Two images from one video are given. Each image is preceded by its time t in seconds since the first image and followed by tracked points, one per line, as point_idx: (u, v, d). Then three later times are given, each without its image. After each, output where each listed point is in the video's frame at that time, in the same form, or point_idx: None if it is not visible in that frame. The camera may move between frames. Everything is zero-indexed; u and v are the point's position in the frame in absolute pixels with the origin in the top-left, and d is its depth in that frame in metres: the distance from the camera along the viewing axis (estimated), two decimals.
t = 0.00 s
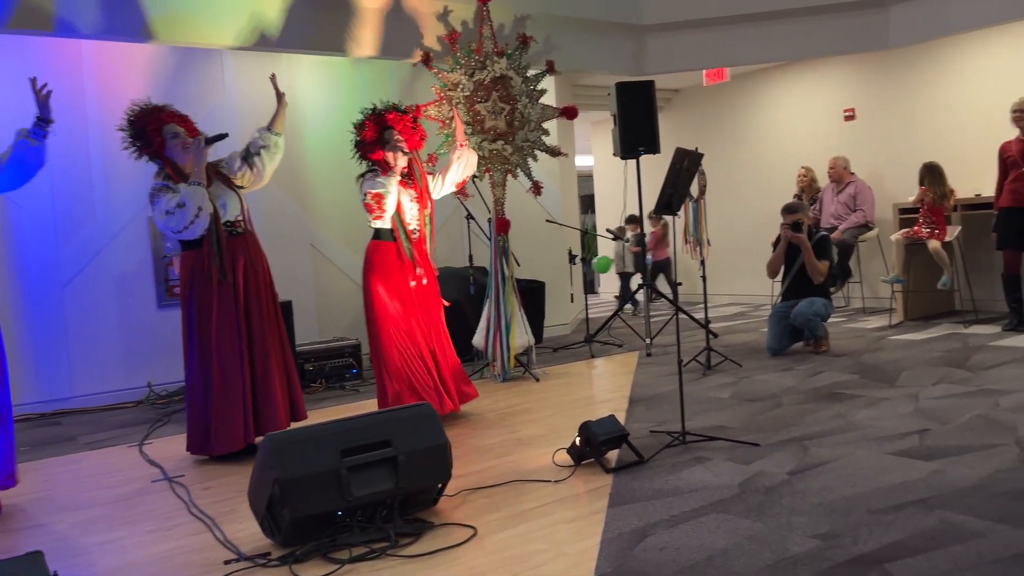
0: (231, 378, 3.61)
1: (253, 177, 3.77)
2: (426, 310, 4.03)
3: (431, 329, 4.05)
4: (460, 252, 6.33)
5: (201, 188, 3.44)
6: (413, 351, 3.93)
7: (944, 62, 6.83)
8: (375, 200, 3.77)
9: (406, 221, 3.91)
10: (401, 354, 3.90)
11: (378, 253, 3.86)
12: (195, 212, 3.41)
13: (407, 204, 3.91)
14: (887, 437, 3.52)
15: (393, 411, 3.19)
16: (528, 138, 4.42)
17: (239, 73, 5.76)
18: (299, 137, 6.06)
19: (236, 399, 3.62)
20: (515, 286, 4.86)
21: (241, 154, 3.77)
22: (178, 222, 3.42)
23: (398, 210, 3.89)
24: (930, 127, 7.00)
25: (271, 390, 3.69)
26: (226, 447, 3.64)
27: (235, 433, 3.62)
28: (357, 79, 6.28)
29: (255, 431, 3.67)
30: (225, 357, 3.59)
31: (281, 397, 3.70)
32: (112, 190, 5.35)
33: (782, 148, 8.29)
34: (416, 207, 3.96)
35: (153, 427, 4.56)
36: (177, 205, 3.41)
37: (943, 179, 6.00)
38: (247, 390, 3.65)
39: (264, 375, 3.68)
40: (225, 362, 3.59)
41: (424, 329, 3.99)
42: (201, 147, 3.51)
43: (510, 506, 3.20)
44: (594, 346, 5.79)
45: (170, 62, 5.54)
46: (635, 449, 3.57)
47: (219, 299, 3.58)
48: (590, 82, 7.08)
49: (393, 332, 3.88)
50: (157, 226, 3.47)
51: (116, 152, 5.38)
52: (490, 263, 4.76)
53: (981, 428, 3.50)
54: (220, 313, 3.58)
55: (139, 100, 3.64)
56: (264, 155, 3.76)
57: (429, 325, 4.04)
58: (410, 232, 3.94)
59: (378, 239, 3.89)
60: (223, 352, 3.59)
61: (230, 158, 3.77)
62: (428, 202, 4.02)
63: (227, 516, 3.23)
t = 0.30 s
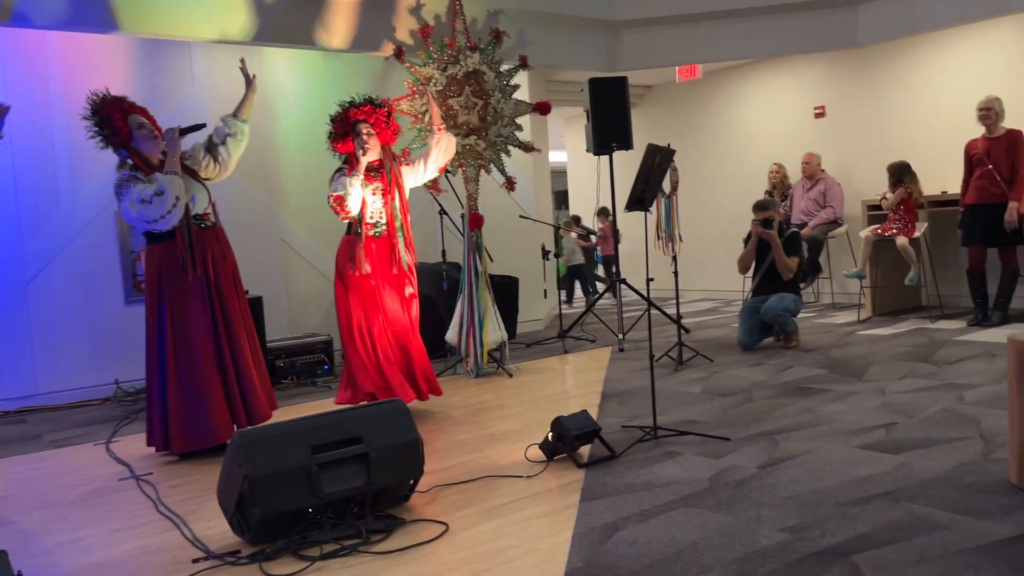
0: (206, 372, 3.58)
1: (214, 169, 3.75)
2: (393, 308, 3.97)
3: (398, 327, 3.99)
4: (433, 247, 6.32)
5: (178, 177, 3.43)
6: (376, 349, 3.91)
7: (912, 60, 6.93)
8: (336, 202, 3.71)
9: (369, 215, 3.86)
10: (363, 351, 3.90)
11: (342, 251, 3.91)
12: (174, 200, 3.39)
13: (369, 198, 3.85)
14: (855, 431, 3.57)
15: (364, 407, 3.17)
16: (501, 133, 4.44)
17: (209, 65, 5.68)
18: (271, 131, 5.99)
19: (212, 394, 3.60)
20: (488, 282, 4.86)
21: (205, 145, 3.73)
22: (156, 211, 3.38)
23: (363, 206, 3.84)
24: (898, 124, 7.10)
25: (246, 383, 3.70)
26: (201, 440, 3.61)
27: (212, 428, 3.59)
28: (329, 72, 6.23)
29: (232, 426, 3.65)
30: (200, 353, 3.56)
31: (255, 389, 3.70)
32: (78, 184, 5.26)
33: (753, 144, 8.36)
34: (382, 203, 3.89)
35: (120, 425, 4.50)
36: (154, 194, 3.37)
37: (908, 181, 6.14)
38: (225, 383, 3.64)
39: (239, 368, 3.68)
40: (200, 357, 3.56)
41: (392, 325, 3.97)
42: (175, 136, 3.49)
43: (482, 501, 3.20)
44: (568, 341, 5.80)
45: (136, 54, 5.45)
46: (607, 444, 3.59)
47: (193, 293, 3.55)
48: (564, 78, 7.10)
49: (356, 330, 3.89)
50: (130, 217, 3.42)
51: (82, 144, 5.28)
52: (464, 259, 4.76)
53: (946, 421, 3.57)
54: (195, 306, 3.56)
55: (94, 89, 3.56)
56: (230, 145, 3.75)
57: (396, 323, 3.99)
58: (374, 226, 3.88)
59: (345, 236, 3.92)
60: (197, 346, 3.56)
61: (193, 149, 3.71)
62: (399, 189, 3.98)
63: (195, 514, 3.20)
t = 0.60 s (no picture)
0: (182, 369, 3.56)
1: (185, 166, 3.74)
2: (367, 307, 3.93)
3: (372, 327, 3.96)
4: (409, 243, 6.30)
5: (160, 168, 3.43)
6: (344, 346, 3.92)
7: (885, 61, 7.02)
8: (322, 200, 3.67)
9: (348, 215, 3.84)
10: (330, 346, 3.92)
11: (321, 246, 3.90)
12: (159, 190, 3.37)
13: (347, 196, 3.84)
14: (827, 427, 3.62)
15: (338, 405, 3.15)
16: (478, 129, 4.47)
17: (181, 58, 5.62)
18: (245, 125, 5.93)
19: (192, 388, 3.61)
20: (464, 278, 4.86)
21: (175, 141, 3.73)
22: (140, 200, 3.34)
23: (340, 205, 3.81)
24: (870, 123, 7.18)
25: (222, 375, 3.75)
26: (174, 437, 3.59)
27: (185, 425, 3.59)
28: (304, 66, 6.19)
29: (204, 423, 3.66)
30: (181, 349, 3.54)
31: (227, 388, 3.73)
32: (47, 177, 5.17)
33: (728, 142, 8.41)
34: (359, 201, 3.89)
35: (90, 422, 4.44)
36: (138, 183, 3.33)
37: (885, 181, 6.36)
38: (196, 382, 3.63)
39: (211, 366, 3.69)
40: (180, 352, 3.54)
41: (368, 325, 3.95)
42: (156, 129, 3.47)
43: (457, 498, 3.20)
44: (544, 338, 5.82)
45: (106, 46, 5.37)
46: (582, 440, 3.60)
47: (174, 290, 3.53)
48: (541, 74, 7.11)
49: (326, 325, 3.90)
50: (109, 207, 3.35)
51: (50, 137, 5.19)
52: (440, 255, 4.75)
53: (915, 417, 3.63)
54: (174, 302, 3.53)
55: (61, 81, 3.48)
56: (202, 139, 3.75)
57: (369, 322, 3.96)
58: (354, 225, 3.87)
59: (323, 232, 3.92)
60: (178, 341, 3.54)
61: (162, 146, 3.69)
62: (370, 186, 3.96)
63: (167, 512, 3.17)
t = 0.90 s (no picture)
0: (150, 370, 3.53)
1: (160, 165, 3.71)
2: (345, 309, 3.92)
3: (350, 329, 3.93)
4: (385, 243, 6.28)
5: (139, 161, 3.43)
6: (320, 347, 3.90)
7: (857, 65, 7.10)
8: (301, 194, 3.62)
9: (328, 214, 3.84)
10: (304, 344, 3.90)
11: (296, 248, 3.84)
12: (138, 180, 3.37)
13: (327, 195, 3.82)
14: (797, 427, 3.66)
15: (310, 406, 3.13)
16: (454, 129, 4.45)
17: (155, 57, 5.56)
18: (218, 123, 5.88)
19: (162, 386, 3.59)
20: (440, 279, 4.86)
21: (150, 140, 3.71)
22: (118, 190, 3.31)
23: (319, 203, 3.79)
24: (843, 126, 7.25)
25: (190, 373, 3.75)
26: (139, 438, 3.57)
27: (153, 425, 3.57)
28: (278, 63, 6.14)
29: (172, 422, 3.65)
30: (152, 346, 3.53)
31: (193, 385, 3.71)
32: (15, 174, 5.09)
33: (704, 144, 8.46)
34: (337, 202, 3.88)
35: (58, 423, 4.38)
36: (117, 173, 3.31)
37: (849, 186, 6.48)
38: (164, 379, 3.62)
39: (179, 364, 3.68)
40: (152, 348, 3.53)
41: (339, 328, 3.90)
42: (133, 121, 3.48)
43: (431, 499, 3.20)
44: (519, 338, 5.83)
45: (76, 42, 5.29)
46: (556, 441, 3.62)
47: (145, 286, 3.51)
48: (518, 75, 7.13)
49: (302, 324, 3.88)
50: (85, 195, 3.29)
51: (18, 133, 5.10)
52: (415, 255, 4.75)
53: (884, 417, 3.68)
54: (144, 301, 3.50)
55: (38, 74, 3.45)
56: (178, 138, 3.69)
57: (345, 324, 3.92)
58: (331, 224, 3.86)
59: (297, 233, 3.86)
60: (149, 337, 3.52)
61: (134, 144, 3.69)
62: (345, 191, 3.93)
63: (136, 514, 3.14)
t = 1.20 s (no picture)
0: (106, 371, 3.44)
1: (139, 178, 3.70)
2: (315, 303, 3.94)
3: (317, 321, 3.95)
4: (358, 242, 6.26)
5: (94, 159, 3.35)
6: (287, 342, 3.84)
7: (826, 68, 7.19)
8: (262, 189, 3.65)
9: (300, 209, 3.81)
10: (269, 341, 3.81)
11: (268, 240, 3.74)
12: (88, 179, 3.31)
13: (300, 190, 3.80)
14: (767, 427, 3.70)
15: (282, 406, 3.10)
16: (428, 128, 4.46)
17: (124, 54, 5.46)
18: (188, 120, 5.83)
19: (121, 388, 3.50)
20: (413, 278, 4.86)
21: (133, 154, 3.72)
22: (69, 188, 3.28)
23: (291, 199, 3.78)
24: (814, 128, 7.34)
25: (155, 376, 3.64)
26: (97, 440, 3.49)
27: (104, 431, 3.48)
28: (250, 60, 6.08)
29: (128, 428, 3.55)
30: (109, 347, 3.44)
31: (154, 391, 3.60)
32: None
33: (677, 144, 8.52)
34: (311, 196, 3.86)
35: (23, 424, 4.30)
36: (67, 170, 3.27)
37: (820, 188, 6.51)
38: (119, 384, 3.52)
39: (139, 369, 3.57)
40: (109, 350, 3.44)
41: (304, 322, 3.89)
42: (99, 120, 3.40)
43: (403, 500, 3.18)
44: (493, 338, 5.83)
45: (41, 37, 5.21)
46: (528, 441, 3.62)
47: (102, 285, 3.42)
48: (492, 75, 7.14)
49: (269, 320, 3.78)
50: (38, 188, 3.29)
51: None
52: (389, 255, 4.74)
53: (852, 417, 3.73)
54: (100, 300, 3.42)
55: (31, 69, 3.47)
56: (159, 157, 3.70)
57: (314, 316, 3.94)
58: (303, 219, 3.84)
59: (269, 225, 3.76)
60: (106, 338, 3.44)
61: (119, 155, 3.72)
62: (325, 187, 3.95)
63: (102, 517, 3.09)
